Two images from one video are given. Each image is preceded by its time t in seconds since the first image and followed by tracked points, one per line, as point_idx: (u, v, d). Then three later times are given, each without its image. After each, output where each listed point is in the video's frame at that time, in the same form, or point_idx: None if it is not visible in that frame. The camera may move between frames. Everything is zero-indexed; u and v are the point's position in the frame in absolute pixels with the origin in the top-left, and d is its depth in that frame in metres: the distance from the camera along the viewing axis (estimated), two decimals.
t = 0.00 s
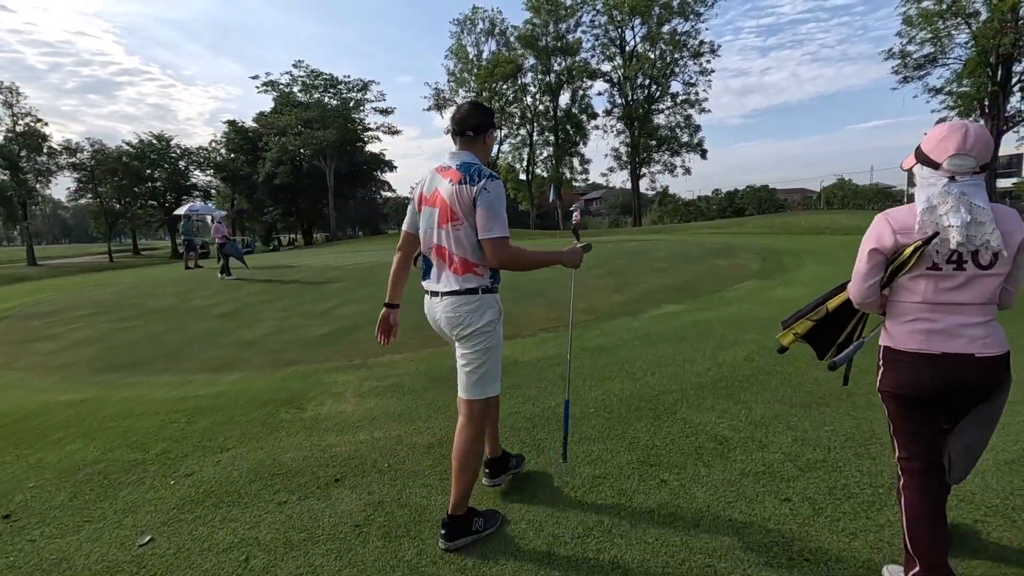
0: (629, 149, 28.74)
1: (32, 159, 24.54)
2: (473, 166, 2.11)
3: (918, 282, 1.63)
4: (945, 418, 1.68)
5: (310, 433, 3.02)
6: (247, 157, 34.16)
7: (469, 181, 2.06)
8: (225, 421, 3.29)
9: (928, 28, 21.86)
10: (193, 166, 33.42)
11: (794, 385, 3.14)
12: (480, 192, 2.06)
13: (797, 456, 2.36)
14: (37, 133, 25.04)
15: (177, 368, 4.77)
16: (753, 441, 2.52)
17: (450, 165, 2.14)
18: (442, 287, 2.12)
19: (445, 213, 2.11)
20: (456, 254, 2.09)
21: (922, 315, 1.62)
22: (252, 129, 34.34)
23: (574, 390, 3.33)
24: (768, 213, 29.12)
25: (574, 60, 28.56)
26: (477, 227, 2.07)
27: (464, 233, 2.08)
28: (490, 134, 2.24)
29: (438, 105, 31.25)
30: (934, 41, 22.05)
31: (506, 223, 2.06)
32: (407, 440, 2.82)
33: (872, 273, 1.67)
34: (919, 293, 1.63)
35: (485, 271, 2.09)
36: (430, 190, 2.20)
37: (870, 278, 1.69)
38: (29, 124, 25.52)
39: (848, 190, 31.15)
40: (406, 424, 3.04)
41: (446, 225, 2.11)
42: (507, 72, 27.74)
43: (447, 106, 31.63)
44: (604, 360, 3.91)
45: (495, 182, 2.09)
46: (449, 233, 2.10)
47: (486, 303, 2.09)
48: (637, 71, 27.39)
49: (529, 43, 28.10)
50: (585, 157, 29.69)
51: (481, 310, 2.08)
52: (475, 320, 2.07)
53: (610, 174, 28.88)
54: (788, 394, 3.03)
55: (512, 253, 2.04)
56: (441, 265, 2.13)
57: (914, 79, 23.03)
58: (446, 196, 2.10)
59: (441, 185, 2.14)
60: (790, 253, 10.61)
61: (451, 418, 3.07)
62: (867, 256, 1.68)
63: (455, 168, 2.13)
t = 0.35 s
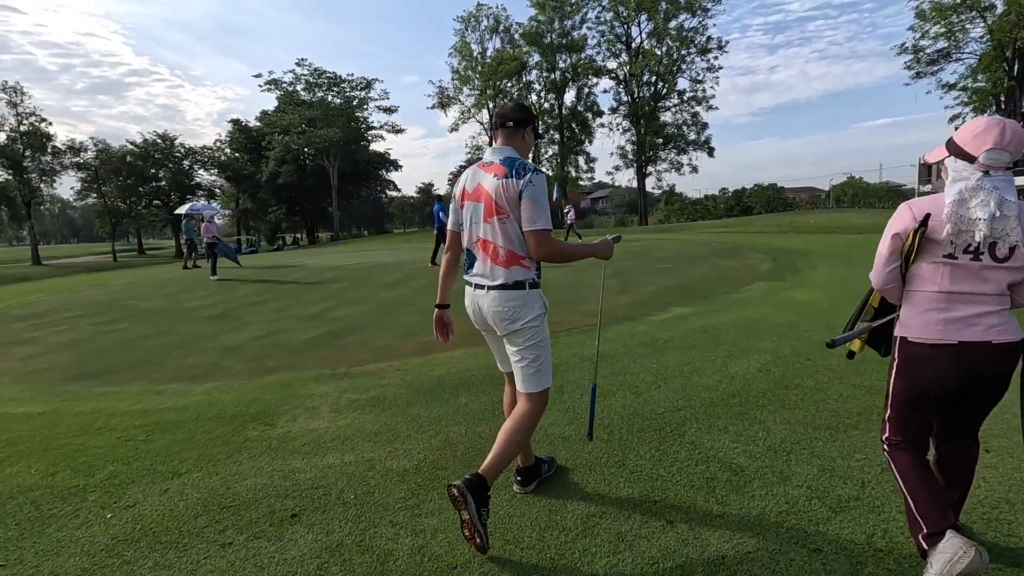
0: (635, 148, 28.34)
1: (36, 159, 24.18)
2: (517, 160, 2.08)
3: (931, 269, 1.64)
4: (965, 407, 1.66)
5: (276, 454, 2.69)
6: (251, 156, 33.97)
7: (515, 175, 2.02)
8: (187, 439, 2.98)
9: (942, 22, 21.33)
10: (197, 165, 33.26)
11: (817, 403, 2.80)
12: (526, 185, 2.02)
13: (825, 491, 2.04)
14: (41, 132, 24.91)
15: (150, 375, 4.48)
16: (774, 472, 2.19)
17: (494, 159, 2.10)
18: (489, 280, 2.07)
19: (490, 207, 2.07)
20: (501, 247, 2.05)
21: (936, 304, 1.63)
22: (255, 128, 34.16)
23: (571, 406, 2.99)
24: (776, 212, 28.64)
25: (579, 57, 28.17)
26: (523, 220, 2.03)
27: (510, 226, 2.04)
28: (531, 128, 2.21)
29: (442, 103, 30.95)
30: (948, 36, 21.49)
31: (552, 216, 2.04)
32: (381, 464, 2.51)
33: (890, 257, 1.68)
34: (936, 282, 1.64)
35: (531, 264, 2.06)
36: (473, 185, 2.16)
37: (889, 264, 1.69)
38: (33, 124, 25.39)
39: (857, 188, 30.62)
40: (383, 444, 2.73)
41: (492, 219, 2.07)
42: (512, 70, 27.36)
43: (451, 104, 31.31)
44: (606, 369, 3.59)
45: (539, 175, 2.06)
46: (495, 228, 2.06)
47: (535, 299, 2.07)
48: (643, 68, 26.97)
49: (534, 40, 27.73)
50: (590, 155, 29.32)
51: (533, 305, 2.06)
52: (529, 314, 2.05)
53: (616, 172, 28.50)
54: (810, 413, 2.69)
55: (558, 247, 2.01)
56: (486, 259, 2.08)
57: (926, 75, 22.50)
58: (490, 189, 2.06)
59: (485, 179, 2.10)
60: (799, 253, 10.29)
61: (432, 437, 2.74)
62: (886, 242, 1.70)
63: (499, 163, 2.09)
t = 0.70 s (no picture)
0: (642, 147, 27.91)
1: (40, 157, 23.90)
2: (578, 154, 1.96)
3: (992, 275, 1.60)
4: (1008, 416, 1.62)
5: (243, 488, 2.36)
6: (255, 154, 33.76)
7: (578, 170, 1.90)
8: (149, 465, 2.65)
9: (958, 18, 20.78)
10: (201, 163, 33.05)
11: (861, 432, 2.45)
12: (589, 181, 1.91)
13: (887, 550, 1.70)
14: (44, 130, 24.69)
15: (123, 387, 4.17)
16: (822, 522, 1.85)
17: (551, 154, 1.97)
18: (550, 277, 1.93)
19: (549, 203, 1.93)
20: (563, 243, 1.93)
21: (990, 311, 1.61)
22: (259, 127, 33.92)
23: (579, 432, 2.64)
24: (786, 212, 28.13)
25: (586, 54, 27.75)
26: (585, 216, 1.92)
27: (572, 222, 1.93)
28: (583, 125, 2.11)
29: (448, 101, 30.63)
30: (965, 32, 20.96)
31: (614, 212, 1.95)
32: (360, 503, 2.17)
33: (952, 269, 1.62)
34: (993, 287, 1.61)
35: (592, 259, 1.97)
36: (526, 179, 2.01)
37: (951, 274, 1.63)
38: (37, 122, 25.17)
39: (868, 188, 30.06)
40: (363, 476, 2.39)
41: (552, 214, 1.94)
42: (518, 67, 26.97)
43: (455, 102, 30.94)
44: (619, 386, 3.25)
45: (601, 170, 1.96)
46: (556, 223, 1.94)
47: (599, 289, 2.00)
48: (651, 65, 26.54)
49: (540, 37, 27.34)
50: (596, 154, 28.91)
51: (598, 296, 1.99)
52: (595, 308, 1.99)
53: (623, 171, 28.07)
54: (857, 445, 2.33)
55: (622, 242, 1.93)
56: (545, 255, 1.95)
57: (942, 72, 21.96)
58: (550, 184, 1.93)
59: (542, 173, 1.97)
60: (813, 254, 9.91)
61: (421, 470, 2.40)
62: (948, 250, 1.62)
63: (558, 157, 1.97)
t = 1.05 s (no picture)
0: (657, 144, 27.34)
1: (53, 155, 23.81)
2: (675, 132, 1.93)
3: None
4: None
5: (214, 530, 2.01)
6: (266, 152, 33.59)
7: (675, 147, 1.87)
8: (107, 499, 2.28)
9: (989, 8, 20.01)
10: (213, 162, 32.95)
11: (952, 471, 2.03)
12: (688, 160, 1.87)
13: None
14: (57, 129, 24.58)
15: (108, 395, 3.85)
16: None
17: (648, 132, 1.95)
18: (642, 258, 1.90)
19: (645, 181, 1.91)
20: (658, 224, 1.89)
21: None
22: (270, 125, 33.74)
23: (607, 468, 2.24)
24: (805, 210, 27.42)
25: (600, 49, 27.20)
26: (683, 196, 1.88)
27: (669, 202, 1.89)
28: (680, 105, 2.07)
29: (459, 98, 30.23)
30: (996, 22, 20.16)
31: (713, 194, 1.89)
32: (348, 555, 1.80)
33: None
34: None
35: (688, 241, 1.91)
36: (621, 159, 2.00)
37: None
38: (49, 119, 25.05)
39: (890, 185, 29.24)
40: (355, 518, 2.02)
41: (647, 192, 1.91)
42: (531, 64, 26.45)
43: (467, 99, 30.54)
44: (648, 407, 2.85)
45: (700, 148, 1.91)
46: (650, 201, 1.90)
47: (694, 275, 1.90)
48: (666, 60, 25.95)
49: (553, 33, 26.84)
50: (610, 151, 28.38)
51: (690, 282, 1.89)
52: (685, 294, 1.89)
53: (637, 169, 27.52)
54: (950, 490, 1.92)
55: (719, 222, 1.87)
56: (637, 236, 1.93)
57: (970, 65, 21.18)
58: (645, 162, 1.91)
59: (637, 151, 1.95)
60: (840, 253, 9.44)
61: (422, 512, 2.02)
62: None
63: (654, 134, 1.94)
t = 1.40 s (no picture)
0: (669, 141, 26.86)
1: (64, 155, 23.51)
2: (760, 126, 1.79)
3: None
4: None
5: None
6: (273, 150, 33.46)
7: (767, 138, 1.72)
8: (42, 547, 1.94)
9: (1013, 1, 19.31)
10: (220, 160, 32.72)
11: None
12: (779, 154, 1.74)
13: None
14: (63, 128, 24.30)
15: (84, 410, 3.55)
16: None
17: (729, 126, 1.81)
18: (720, 257, 1.75)
19: (728, 176, 1.77)
20: (739, 222, 1.74)
21: None
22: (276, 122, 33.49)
23: (635, 517, 1.87)
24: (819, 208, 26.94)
25: (610, 45, 26.71)
26: (774, 193, 1.75)
27: (752, 199, 1.75)
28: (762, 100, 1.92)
29: (467, 94, 29.84)
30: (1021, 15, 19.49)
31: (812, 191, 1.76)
32: None
33: None
34: None
35: (770, 241, 1.75)
36: (701, 154, 1.86)
37: None
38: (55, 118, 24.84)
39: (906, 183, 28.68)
40: None
41: (731, 189, 1.77)
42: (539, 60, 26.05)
43: (474, 96, 30.14)
44: (678, 434, 2.47)
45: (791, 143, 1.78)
46: (735, 199, 1.76)
47: (775, 278, 1.75)
48: (678, 56, 25.44)
49: (563, 29, 26.41)
50: (620, 149, 27.94)
51: (769, 281, 1.73)
52: (768, 295, 1.71)
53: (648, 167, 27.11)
54: None
55: (819, 214, 1.74)
56: (715, 234, 1.77)
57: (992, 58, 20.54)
58: (729, 157, 1.77)
59: (718, 145, 1.81)
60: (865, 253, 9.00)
61: None
62: None
63: (737, 129, 1.80)
